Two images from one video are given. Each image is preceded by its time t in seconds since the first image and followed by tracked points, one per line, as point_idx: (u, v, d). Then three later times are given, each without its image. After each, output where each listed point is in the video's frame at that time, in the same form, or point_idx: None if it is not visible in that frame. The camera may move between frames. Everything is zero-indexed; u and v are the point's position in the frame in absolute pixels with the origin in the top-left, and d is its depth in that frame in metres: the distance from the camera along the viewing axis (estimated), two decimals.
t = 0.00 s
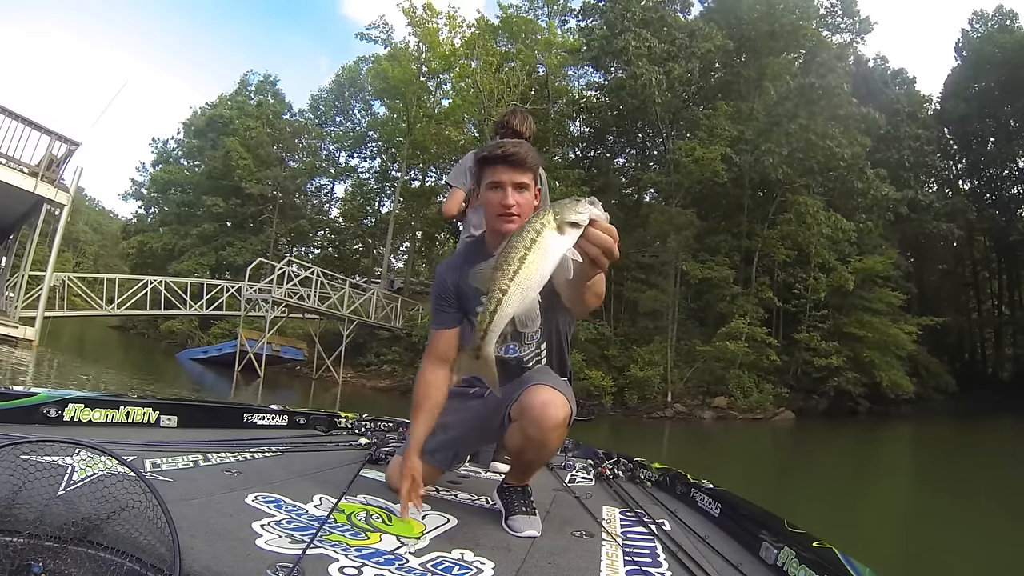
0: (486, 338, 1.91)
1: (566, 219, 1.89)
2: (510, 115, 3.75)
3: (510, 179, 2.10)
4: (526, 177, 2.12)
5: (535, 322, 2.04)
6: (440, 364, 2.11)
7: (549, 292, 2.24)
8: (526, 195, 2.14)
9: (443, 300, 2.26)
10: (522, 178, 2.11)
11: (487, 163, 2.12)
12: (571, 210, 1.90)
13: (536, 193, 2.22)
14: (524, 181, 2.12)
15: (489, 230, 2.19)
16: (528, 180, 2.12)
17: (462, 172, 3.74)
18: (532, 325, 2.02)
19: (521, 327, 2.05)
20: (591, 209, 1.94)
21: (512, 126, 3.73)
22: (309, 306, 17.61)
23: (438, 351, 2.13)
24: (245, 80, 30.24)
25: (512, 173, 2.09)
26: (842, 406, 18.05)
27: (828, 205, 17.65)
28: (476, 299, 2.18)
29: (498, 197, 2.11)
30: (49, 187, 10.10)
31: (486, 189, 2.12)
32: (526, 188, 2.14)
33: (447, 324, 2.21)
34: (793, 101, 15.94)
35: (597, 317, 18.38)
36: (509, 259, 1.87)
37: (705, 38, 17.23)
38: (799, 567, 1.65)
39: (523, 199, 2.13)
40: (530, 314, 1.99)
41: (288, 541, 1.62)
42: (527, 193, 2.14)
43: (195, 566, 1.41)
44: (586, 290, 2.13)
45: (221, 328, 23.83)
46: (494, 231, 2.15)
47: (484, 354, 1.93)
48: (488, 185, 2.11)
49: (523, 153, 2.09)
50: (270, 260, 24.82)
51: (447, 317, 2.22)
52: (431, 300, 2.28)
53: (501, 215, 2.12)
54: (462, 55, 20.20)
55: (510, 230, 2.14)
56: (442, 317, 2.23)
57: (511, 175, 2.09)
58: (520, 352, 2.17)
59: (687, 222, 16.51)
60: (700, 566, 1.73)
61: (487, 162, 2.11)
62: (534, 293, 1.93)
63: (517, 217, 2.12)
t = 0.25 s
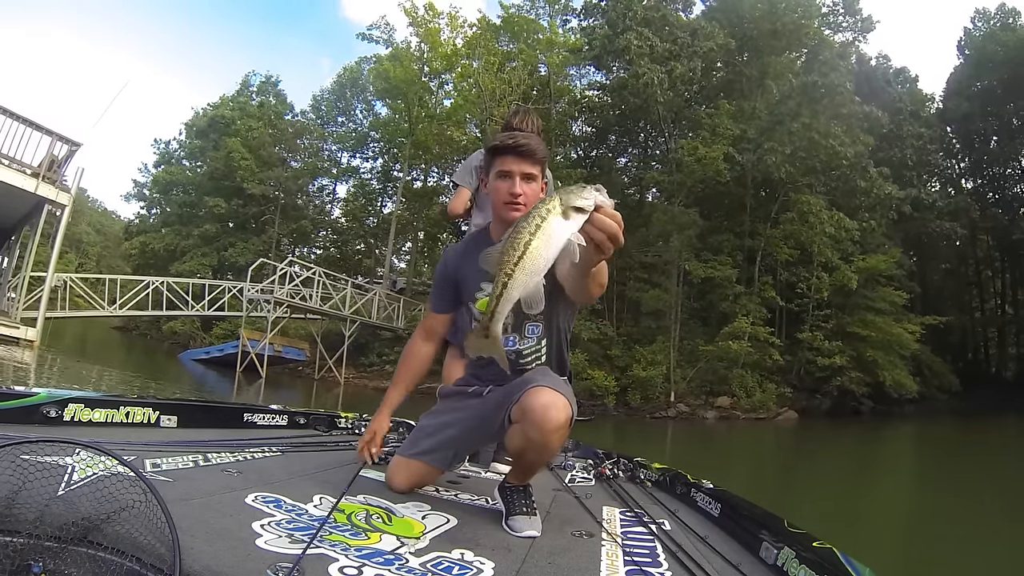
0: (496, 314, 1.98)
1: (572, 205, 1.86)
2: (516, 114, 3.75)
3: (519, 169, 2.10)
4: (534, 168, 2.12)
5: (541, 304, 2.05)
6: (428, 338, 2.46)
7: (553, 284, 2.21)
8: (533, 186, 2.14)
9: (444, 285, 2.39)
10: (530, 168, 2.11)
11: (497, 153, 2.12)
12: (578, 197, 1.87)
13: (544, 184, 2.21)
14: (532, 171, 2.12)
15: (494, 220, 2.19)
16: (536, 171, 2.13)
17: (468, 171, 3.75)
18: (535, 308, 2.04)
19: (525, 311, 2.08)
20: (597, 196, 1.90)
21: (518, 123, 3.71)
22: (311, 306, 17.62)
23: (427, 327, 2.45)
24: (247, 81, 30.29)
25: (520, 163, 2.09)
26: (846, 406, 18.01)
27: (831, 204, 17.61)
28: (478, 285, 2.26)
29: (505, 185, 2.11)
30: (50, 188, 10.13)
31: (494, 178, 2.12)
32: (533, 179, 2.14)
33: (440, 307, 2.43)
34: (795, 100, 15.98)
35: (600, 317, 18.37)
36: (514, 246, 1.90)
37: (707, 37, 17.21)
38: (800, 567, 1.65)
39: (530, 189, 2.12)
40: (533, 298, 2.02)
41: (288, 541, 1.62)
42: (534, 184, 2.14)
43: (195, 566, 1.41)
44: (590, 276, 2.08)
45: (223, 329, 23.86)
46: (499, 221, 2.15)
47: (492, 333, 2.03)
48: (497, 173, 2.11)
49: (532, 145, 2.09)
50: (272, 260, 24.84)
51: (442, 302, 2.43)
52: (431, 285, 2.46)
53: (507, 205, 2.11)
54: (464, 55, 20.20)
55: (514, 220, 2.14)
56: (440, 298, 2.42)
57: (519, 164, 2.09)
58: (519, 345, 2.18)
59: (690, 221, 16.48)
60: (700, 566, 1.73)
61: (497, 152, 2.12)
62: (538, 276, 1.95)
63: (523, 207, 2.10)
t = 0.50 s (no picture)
0: (522, 335, 1.93)
1: (569, 217, 1.86)
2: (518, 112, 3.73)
3: (521, 163, 2.05)
4: (536, 162, 2.08)
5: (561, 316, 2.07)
6: (432, 329, 2.45)
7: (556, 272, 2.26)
8: (535, 180, 2.10)
9: (446, 280, 2.38)
10: (532, 161, 2.07)
11: (500, 145, 2.08)
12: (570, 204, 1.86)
13: (547, 176, 2.17)
14: (534, 165, 2.08)
15: (496, 212, 2.18)
16: (537, 165, 2.08)
17: (471, 171, 3.74)
18: (556, 322, 2.05)
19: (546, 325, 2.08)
20: (590, 198, 1.87)
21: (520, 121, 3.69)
22: (313, 306, 17.65)
23: (431, 319, 2.44)
24: (250, 80, 30.34)
25: (523, 157, 2.06)
26: (848, 407, 17.98)
27: (834, 204, 17.57)
28: (477, 278, 2.27)
29: (508, 179, 2.07)
30: (51, 187, 10.15)
31: (496, 171, 2.08)
32: (535, 173, 2.09)
33: (442, 300, 2.42)
34: (798, 100, 15.98)
35: (602, 317, 18.36)
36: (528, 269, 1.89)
37: (710, 37, 17.20)
38: (799, 567, 1.64)
39: (532, 183, 2.09)
40: (553, 311, 2.02)
41: (288, 542, 1.62)
42: (536, 177, 2.10)
43: (195, 566, 1.41)
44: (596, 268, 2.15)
45: (225, 328, 23.91)
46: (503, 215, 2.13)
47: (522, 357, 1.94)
48: (499, 167, 2.07)
49: (534, 139, 2.05)
50: (274, 259, 24.88)
51: (444, 294, 2.41)
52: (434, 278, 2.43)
53: (509, 197, 2.09)
54: (466, 55, 20.20)
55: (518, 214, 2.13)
56: (442, 293, 2.42)
57: (523, 158, 2.06)
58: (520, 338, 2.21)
59: (693, 221, 16.46)
60: (700, 566, 1.72)
61: (498, 144, 2.08)
62: (556, 288, 1.95)
63: (526, 200, 2.10)
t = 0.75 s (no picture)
0: (568, 349, 2.05)
1: (580, 233, 1.95)
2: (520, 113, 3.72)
3: (522, 161, 2.06)
4: (537, 161, 2.08)
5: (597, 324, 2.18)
6: (432, 327, 2.44)
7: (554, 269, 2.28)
8: (534, 178, 2.11)
9: (446, 279, 2.35)
10: (532, 160, 2.07)
11: (499, 145, 2.08)
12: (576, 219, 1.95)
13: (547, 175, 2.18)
14: (534, 165, 2.08)
15: (495, 209, 2.18)
16: (538, 164, 2.08)
17: (472, 172, 3.72)
18: (594, 330, 2.15)
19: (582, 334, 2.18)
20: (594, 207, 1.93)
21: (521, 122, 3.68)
22: (315, 305, 17.66)
23: (432, 317, 2.44)
24: (252, 80, 30.37)
25: (524, 156, 2.05)
26: (851, 408, 17.95)
27: (837, 204, 17.53)
28: (474, 277, 2.24)
29: (509, 176, 2.07)
30: (53, 186, 10.16)
31: (497, 169, 2.08)
32: (535, 172, 2.10)
33: (442, 300, 2.40)
34: (801, 100, 15.96)
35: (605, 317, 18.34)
36: (555, 294, 1.99)
37: (713, 36, 17.16)
38: (799, 567, 1.64)
39: (531, 181, 2.10)
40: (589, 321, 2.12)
41: (288, 541, 1.62)
42: (536, 176, 2.10)
43: (195, 566, 1.41)
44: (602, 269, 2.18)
45: (227, 327, 23.94)
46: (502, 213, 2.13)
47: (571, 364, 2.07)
48: (499, 165, 2.07)
49: (536, 138, 2.06)
50: (276, 259, 24.92)
51: (443, 293, 2.39)
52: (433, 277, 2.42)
53: (509, 195, 2.09)
54: (468, 54, 20.19)
55: (518, 211, 2.13)
56: (442, 291, 2.40)
57: (523, 158, 2.06)
58: (518, 334, 2.20)
59: (696, 221, 16.44)
60: (700, 566, 1.72)
61: (497, 143, 2.08)
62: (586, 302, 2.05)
63: (524, 198, 2.10)
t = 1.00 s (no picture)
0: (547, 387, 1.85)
1: (577, 264, 1.79)
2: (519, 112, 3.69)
3: (524, 163, 2.05)
4: (539, 163, 2.07)
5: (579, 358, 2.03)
6: (430, 325, 2.46)
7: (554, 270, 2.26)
8: (537, 179, 2.10)
9: (446, 278, 2.37)
10: (534, 162, 2.06)
11: (502, 145, 2.07)
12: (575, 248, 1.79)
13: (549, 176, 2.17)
14: (536, 166, 2.07)
15: (497, 209, 2.18)
16: (541, 166, 2.08)
17: (472, 173, 3.72)
18: (577, 363, 1.98)
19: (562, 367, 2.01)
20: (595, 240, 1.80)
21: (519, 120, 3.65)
22: (317, 306, 17.67)
23: (431, 316, 2.45)
24: (254, 80, 30.42)
25: (526, 157, 2.04)
26: (854, 408, 17.92)
27: (839, 204, 17.51)
28: (474, 275, 2.26)
29: (511, 177, 2.07)
30: (55, 186, 10.17)
31: (499, 169, 2.08)
32: (537, 173, 2.09)
33: (442, 299, 2.42)
34: (804, 99, 15.94)
35: (607, 317, 18.33)
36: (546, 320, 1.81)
37: (715, 36, 17.16)
38: (799, 567, 1.64)
39: (533, 183, 2.09)
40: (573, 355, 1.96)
41: (288, 541, 1.62)
42: (538, 178, 2.09)
43: (195, 566, 1.41)
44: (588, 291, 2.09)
45: (229, 328, 23.96)
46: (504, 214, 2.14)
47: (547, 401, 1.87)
48: (501, 166, 2.07)
49: (538, 139, 2.04)
50: (278, 259, 24.94)
51: (443, 292, 2.40)
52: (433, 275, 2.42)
53: (511, 196, 2.09)
54: (470, 54, 20.19)
55: (520, 211, 2.13)
56: (441, 290, 2.42)
57: (526, 159, 2.04)
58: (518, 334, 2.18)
59: (698, 221, 16.42)
60: (700, 566, 1.72)
61: (500, 143, 2.07)
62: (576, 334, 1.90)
63: (526, 200, 2.10)
